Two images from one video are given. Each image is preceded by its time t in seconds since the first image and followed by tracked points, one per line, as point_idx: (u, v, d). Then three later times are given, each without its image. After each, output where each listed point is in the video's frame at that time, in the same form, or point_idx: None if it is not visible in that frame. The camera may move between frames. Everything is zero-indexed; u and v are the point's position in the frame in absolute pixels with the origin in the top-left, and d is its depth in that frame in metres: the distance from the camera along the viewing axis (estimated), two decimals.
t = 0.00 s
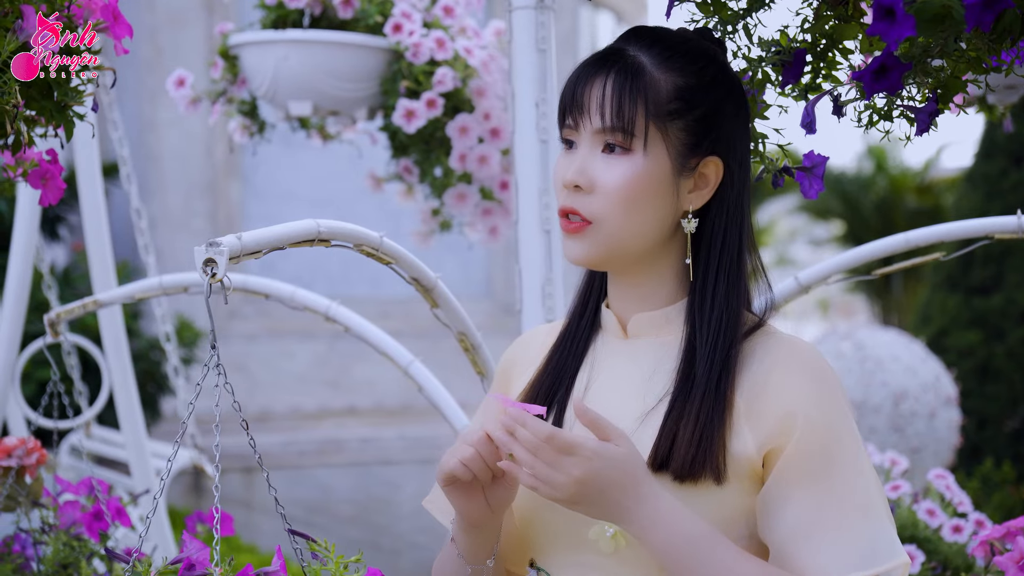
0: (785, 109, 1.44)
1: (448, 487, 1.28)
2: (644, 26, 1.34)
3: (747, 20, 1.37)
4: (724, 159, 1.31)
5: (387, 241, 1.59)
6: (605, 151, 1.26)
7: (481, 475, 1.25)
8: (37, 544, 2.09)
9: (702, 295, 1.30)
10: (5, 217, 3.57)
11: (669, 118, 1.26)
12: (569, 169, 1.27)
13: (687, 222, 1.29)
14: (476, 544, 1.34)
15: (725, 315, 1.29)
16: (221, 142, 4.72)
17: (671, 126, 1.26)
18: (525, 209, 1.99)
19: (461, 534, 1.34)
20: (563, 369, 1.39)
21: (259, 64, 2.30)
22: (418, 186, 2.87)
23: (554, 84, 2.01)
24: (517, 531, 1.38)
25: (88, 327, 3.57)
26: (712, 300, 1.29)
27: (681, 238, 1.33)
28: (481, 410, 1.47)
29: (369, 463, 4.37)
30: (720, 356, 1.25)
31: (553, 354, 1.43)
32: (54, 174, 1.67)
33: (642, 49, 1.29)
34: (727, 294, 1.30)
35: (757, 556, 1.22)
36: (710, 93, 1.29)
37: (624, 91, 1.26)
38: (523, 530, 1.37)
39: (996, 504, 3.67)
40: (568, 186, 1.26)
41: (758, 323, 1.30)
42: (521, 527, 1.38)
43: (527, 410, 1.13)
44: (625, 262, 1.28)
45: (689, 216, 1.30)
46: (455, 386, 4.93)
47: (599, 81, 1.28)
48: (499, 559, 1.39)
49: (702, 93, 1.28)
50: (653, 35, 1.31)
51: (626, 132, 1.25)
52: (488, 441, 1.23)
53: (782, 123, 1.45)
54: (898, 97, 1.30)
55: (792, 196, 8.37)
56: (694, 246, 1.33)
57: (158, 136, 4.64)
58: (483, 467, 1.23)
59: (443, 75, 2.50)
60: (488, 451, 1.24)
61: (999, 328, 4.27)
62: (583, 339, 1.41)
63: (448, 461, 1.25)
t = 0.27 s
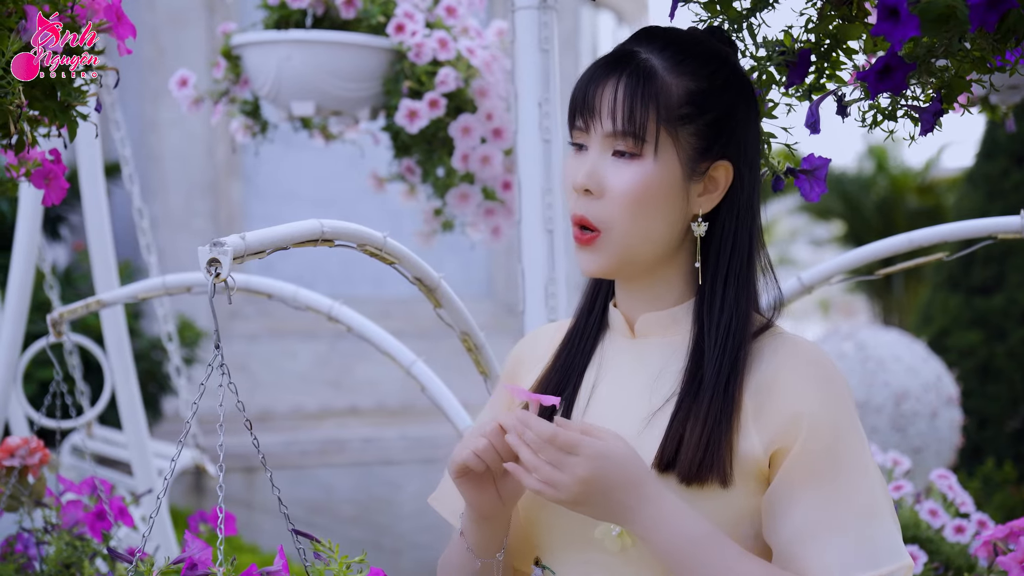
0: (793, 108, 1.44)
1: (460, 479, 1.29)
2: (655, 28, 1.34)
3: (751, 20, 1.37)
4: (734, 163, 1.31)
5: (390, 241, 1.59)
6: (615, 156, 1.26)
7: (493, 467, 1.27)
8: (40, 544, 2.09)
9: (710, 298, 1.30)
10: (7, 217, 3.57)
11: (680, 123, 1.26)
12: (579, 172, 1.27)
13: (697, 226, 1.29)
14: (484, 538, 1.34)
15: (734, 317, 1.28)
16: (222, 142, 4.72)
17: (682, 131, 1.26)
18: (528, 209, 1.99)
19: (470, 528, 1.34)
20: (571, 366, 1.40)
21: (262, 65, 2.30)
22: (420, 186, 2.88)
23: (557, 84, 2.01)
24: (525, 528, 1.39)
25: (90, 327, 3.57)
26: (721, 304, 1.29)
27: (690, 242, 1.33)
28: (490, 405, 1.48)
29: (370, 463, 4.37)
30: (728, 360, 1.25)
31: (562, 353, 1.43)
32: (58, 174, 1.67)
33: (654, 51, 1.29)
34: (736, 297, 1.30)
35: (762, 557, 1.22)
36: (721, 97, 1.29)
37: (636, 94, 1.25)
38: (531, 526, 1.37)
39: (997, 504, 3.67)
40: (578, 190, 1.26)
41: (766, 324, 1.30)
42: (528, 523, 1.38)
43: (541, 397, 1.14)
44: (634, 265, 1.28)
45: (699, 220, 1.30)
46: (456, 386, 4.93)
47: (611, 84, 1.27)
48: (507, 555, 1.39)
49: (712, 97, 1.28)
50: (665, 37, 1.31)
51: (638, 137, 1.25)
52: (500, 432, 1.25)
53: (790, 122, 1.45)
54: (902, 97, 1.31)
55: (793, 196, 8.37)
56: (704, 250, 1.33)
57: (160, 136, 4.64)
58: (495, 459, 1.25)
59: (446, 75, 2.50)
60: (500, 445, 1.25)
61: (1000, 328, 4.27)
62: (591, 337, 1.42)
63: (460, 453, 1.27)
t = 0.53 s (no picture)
0: (796, 107, 1.44)
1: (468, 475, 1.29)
2: (667, 29, 1.33)
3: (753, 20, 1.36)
4: (744, 166, 1.31)
5: (393, 241, 1.59)
6: (626, 158, 1.26)
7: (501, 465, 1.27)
8: (42, 544, 2.09)
9: (717, 299, 1.30)
10: (8, 217, 3.57)
11: (691, 127, 1.26)
12: (588, 173, 1.27)
13: (706, 229, 1.30)
14: (491, 536, 1.34)
15: (741, 318, 1.28)
16: (223, 142, 4.72)
17: (693, 134, 1.26)
18: (530, 208, 1.99)
19: (477, 525, 1.35)
20: (578, 364, 1.40)
21: (264, 65, 2.31)
22: (422, 186, 2.88)
23: (560, 83, 2.01)
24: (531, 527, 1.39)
25: (92, 327, 3.57)
26: (729, 305, 1.29)
27: (698, 244, 1.33)
28: (496, 403, 1.48)
29: (371, 463, 4.37)
30: (734, 361, 1.25)
31: (568, 351, 1.44)
32: (61, 173, 1.67)
33: (665, 53, 1.29)
34: (743, 300, 1.30)
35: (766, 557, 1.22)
36: (732, 101, 1.29)
37: (649, 97, 1.25)
38: (536, 524, 1.37)
39: (999, 504, 3.67)
40: (587, 191, 1.26)
41: (773, 325, 1.30)
42: (534, 522, 1.38)
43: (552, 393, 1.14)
44: (641, 265, 1.29)
45: (708, 223, 1.30)
46: (457, 386, 4.93)
47: (623, 86, 1.27)
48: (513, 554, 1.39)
49: (723, 100, 1.28)
50: (677, 40, 1.31)
51: (649, 140, 1.25)
52: (509, 429, 1.25)
53: (793, 121, 1.45)
54: (905, 97, 1.31)
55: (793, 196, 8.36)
56: (712, 253, 1.33)
57: (161, 136, 4.64)
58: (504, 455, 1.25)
59: (448, 75, 2.50)
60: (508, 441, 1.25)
61: (1001, 328, 4.26)
62: (598, 336, 1.42)
63: (468, 449, 1.27)
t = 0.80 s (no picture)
0: (791, 110, 1.43)
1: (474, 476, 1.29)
2: (672, 30, 1.33)
3: (754, 20, 1.36)
4: (749, 168, 1.31)
5: (395, 241, 1.59)
6: (631, 159, 1.26)
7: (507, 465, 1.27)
8: (44, 544, 2.09)
9: (721, 300, 1.30)
10: (9, 217, 3.57)
11: (696, 129, 1.26)
12: (593, 174, 1.27)
13: (710, 230, 1.30)
14: (496, 535, 1.34)
15: (744, 320, 1.28)
16: (224, 142, 4.72)
17: (698, 136, 1.26)
18: (531, 208, 1.99)
19: (483, 525, 1.35)
20: (582, 364, 1.40)
21: (265, 64, 2.30)
22: (423, 186, 2.88)
23: (561, 83, 2.01)
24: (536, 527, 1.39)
25: (92, 327, 3.58)
26: (733, 306, 1.29)
27: (703, 245, 1.33)
28: (500, 403, 1.48)
29: (371, 463, 4.37)
30: (738, 363, 1.25)
31: (571, 351, 1.44)
32: (63, 174, 1.67)
33: (671, 54, 1.29)
34: (747, 301, 1.30)
35: (769, 557, 1.22)
36: (737, 102, 1.29)
37: (654, 99, 1.25)
38: (541, 524, 1.37)
39: (999, 504, 3.66)
40: (592, 192, 1.27)
41: (777, 325, 1.30)
42: (539, 522, 1.38)
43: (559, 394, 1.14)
44: (645, 266, 1.29)
45: (712, 225, 1.30)
46: (458, 386, 4.93)
47: (628, 87, 1.27)
48: (518, 554, 1.39)
49: (729, 102, 1.28)
50: (682, 40, 1.31)
51: (654, 142, 1.25)
52: (515, 429, 1.25)
53: (788, 124, 1.45)
54: (906, 97, 1.30)
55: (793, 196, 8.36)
56: (717, 254, 1.33)
57: (161, 136, 4.64)
58: (509, 456, 1.25)
59: (450, 75, 2.50)
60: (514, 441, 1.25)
61: (1002, 328, 4.26)
62: (601, 337, 1.42)
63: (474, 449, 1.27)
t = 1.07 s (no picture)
0: (791, 111, 1.44)
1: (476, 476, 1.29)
2: (674, 30, 1.33)
3: (755, 20, 1.36)
4: (750, 168, 1.31)
5: (397, 241, 1.59)
6: (632, 159, 1.26)
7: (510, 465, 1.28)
8: (46, 544, 2.09)
9: (722, 300, 1.30)
10: (10, 216, 3.57)
11: (697, 129, 1.26)
12: (595, 175, 1.27)
13: (712, 230, 1.30)
14: (498, 535, 1.34)
15: (745, 320, 1.28)
16: (225, 142, 4.72)
17: (700, 137, 1.26)
18: (534, 208, 1.99)
19: (485, 525, 1.35)
20: (583, 364, 1.40)
21: (267, 64, 2.30)
22: (425, 186, 2.88)
23: (563, 83, 2.00)
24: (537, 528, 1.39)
25: (93, 327, 3.58)
26: (734, 307, 1.29)
27: (704, 244, 1.33)
28: (502, 404, 1.48)
29: (372, 463, 4.37)
30: (739, 364, 1.24)
31: (572, 352, 1.44)
32: (65, 173, 1.67)
33: (672, 55, 1.29)
34: (748, 301, 1.30)
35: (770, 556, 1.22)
36: (737, 103, 1.29)
37: (655, 100, 1.25)
38: (544, 525, 1.37)
39: (1000, 504, 3.66)
40: (593, 192, 1.27)
41: (778, 325, 1.30)
42: (541, 522, 1.38)
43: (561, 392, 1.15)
44: (646, 267, 1.29)
45: (714, 225, 1.30)
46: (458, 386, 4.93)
47: (630, 88, 1.27)
48: (521, 554, 1.39)
49: (730, 103, 1.28)
50: (684, 40, 1.31)
51: (656, 143, 1.25)
52: (518, 428, 1.25)
53: (788, 125, 1.45)
54: (908, 97, 1.30)
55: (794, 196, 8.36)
56: (718, 253, 1.33)
57: (162, 137, 4.63)
58: (512, 455, 1.25)
59: (451, 75, 2.50)
60: (516, 441, 1.25)
61: (1002, 328, 4.26)
62: (602, 338, 1.42)
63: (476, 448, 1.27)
